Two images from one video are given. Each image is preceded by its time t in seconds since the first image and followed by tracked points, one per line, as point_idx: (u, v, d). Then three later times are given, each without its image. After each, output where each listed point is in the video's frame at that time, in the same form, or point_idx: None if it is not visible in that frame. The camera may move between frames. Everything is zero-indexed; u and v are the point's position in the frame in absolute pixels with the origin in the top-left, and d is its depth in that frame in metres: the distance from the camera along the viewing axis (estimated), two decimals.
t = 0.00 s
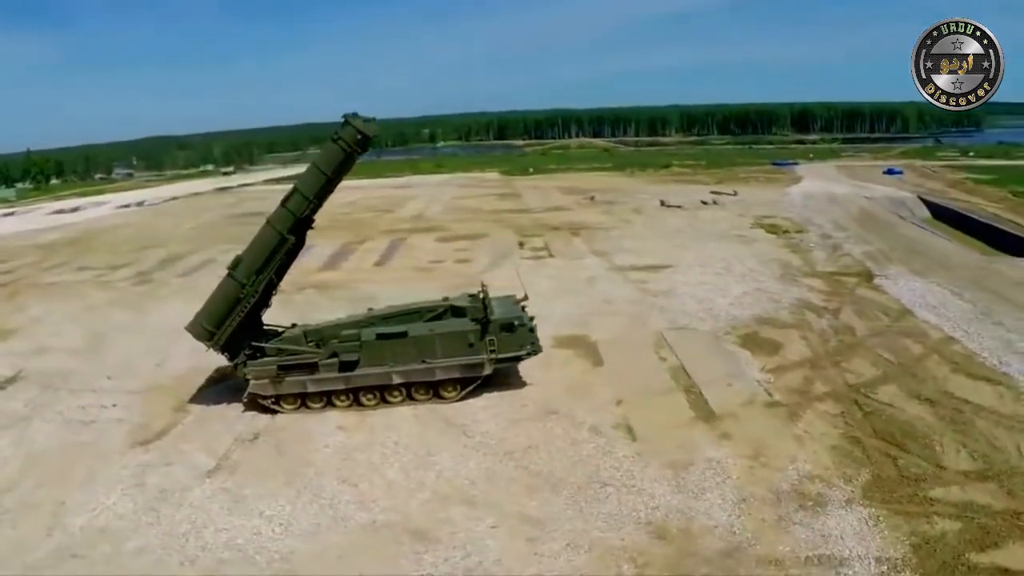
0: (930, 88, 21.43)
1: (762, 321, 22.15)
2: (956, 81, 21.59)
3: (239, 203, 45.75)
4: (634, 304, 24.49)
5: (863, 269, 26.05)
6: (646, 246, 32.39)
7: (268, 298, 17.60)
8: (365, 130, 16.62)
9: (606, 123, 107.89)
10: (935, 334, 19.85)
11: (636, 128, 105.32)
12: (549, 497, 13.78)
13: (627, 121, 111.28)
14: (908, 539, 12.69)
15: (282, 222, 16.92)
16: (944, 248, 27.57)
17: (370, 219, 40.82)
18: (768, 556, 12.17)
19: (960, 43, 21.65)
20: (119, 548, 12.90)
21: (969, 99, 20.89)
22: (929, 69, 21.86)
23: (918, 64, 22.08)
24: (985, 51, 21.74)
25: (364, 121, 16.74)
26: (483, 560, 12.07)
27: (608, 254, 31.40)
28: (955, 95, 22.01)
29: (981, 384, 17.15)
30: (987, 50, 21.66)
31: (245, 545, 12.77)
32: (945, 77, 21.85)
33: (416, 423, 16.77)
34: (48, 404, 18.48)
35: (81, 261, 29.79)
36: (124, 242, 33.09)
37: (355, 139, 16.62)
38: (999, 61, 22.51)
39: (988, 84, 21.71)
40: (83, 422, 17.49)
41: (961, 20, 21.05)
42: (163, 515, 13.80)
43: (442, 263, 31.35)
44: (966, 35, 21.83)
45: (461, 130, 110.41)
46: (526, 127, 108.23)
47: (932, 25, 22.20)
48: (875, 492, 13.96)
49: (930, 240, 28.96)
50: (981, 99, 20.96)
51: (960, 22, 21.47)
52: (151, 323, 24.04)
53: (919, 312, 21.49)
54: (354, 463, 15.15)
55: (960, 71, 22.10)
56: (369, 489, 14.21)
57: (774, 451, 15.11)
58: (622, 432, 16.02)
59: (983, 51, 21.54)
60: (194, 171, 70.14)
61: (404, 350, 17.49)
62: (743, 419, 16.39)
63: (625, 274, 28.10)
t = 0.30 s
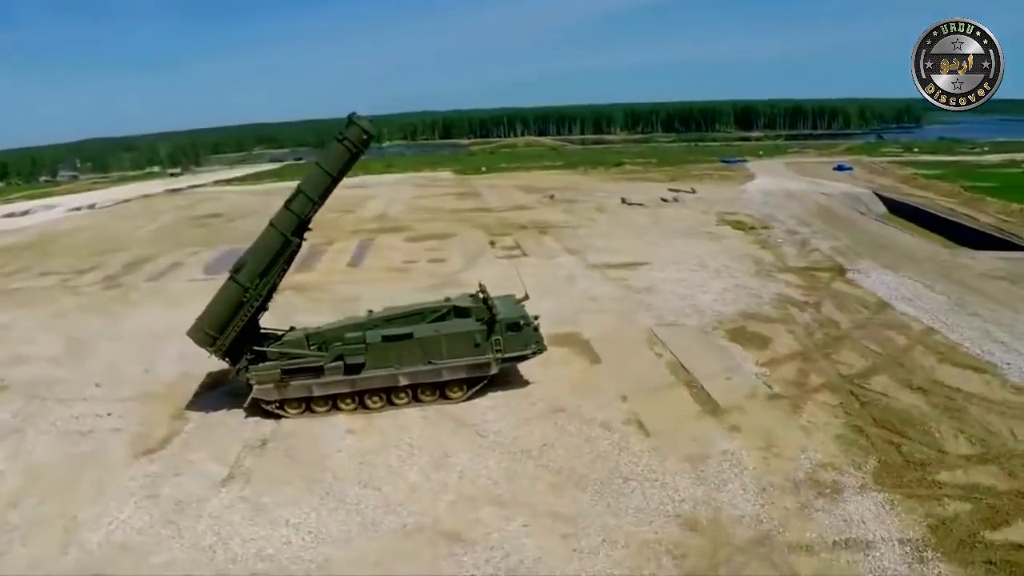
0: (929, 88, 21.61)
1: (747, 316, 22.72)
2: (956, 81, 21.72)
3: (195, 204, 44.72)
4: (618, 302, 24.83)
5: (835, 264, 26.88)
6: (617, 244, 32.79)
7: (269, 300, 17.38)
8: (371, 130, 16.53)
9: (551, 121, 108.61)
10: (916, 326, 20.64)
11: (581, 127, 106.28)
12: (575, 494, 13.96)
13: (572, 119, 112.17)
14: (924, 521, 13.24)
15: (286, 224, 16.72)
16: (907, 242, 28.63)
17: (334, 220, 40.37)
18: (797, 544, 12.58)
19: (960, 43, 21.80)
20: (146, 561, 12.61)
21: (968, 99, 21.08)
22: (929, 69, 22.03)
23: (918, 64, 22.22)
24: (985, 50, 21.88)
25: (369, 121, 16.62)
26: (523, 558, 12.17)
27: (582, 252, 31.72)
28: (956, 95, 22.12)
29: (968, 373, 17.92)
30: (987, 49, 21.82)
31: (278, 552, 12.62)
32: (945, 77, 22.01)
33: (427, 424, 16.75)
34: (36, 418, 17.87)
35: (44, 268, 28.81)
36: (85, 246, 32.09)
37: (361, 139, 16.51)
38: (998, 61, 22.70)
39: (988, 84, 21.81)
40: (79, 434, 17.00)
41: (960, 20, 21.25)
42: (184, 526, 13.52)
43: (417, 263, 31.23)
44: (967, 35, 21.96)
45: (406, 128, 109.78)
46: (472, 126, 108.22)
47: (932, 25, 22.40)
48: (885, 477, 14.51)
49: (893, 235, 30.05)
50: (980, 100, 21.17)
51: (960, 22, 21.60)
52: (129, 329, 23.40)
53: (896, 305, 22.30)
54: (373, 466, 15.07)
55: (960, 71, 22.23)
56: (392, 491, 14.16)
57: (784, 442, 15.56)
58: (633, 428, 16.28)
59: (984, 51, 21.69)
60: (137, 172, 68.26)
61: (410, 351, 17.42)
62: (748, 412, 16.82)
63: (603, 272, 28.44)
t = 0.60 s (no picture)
0: (930, 89, 21.93)
1: (734, 311, 23.26)
2: (956, 82, 21.93)
3: (152, 203, 43.60)
4: (604, 299, 25.15)
5: (809, 260, 27.65)
6: (591, 242, 33.14)
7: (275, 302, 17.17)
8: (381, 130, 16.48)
9: (500, 120, 108.75)
10: (899, 318, 21.40)
11: (530, 125, 106.75)
12: (601, 489, 14.19)
13: (520, 117, 112.48)
14: (938, 504, 13.85)
15: (295, 224, 16.54)
16: (875, 238, 29.62)
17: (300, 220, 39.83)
18: (823, 529, 13.07)
19: (960, 44, 21.98)
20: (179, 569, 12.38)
21: (968, 101, 21.41)
22: (929, 69, 22.28)
23: (918, 64, 22.43)
24: (985, 50, 22.13)
25: (378, 120, 16.56)
26: (564, 554, 12.33)
27: (558, 251, 31.97)
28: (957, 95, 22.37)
29: (956, 362, 18.67)
30: (987, 49, 22.06)
31: (314, 555, 12.53)
32: (945, 77, 22.28)
33: (440, 424, 16.79)
34: (31, 428, 17.36)
35: (9, 273, 27.84)
36: (47, 250, 31.08)
37: (371, 139, 16.44)
38: (999, 59, 22.90)
39: (987, 84, 22.08)
40: (80, 444, 16.59)
41: (961, 21, 21.40)
42: (210, 533, 13.32)
43: (393, 263, 31.05)
44: (967, 34, 22.11)
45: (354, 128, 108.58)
46: (421, 126, 107.73)
47: (932, 24, 22.52)
48: (893, 463, 15.08)
49: (859, 231, 31.05)
50: (980, 102, 21.51)
51: (961, 22, 21.73)
52: (111, 334, 22.81)
53: (876, 298, 23.09)
54: (394, 467, 15.05)
55: (960, 70, 22.45)
56: (418, 491, 14.17)
57: (793, 432, 16.04)
58: (645, 422, 16.59)
59: (984, 51, 21.93)
60: (81, 172, 66.24)
61: (419, 351, 17.40)
62: (752, 404, 17.28)
63: (583, 269, 28.76)
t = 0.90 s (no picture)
0: (929, 89, 22.23)
1: (722, 307, 23.76)
2: (955, 83, 22.19)
3: (112, 205, 42.51)
4: (592, 296, 25.42)
5: (787, 256, 28.34)
6: (568, 240, 33.42)
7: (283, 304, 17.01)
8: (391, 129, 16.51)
9: (453, 119, 108.58)
10: (883, 311, 22.11)
11: (483, 125, 106.83)
12: (625, 482, 14.44)
13: (472, 115, 112.41)
14: (948, 486, 14.43)
15: (306, 224, 16.42)
16: (846, 235, 30.52)
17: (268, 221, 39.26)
18: (845, 515, 13.53)
19: (960, 44, 22.15)
20: None
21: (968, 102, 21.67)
22: (928, 69, 22.51)
23: (918, 64, 22.63)
24: (985, 50, 22.33)
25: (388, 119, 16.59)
26: (601, 547, 12.53)
27: (536, 249, 32.17)
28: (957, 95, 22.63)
29: (944, 352, 19.39)
30: (987, 49, 22.26)
31: (351, 557, 12.50)
32: (945, 77, 22.53)
33: (453, 423, 16.85)
34: (30, 437, 16.90)
35: None
36: (13, 255, 30.14)
37: (382, 138, 16.46)
38: (999, 58, 23.04)
39: (988, 84, 22.26)
40: (86, 453, 16.23)
41: (961, 22, 21.56)
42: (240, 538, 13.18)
43: (373, 263, 30.86)
44: (967, 34, 22.25)
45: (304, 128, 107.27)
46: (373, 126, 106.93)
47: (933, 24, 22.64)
48: (900, 449, 15.64)
49: (829, 227, 31.96)
50: (979, 102, 21.76)
51: (960, 22, 21.88)
52: (96, 340, 22.27)
53: (858, 292, 23.81)
54: (416, 467, 15.07)
55: (960, 70, 22.66)
56: (444, 491, 14.21)
57: (801, 423, 16.51)
58: (656, 417, 16.90)
59: (983, 52, 22.15)
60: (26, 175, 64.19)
61: (429, 351, 17.39)
62: (757, 396, 17.72)
63: (566, 268, 29.00)
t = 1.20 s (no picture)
0: (929, 91, 21.98)
1: (710, 303, 24.20)
2: (956, 84, 21.75)
3: (74, 208, 41.48)
4: (581, 294, 25.65)
5: (766, 253, 28.93)
6: (547, 239, 33.62)
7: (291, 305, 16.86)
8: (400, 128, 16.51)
9: (409, 119, 108.14)
10: (868, 306, 22.76)
11: (440, 124, 106.64)
12: (645, 476, 14.68)
13: (429, 114, 112.10)
14: (952, 470, 14.99)
15: (316, 224, 16.30)
16: (819, 231, 31.30)
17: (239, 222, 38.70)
18: (859, 500, 13.97)
19: (960, 44, 21.83)
20: None
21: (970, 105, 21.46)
22: (928, 69, 22.15)
23: (918, 63, 22.31)
24: (985, 50, 21.92)
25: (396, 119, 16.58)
26: (633, 541, 12.72)
27: (517, 248, 32.30)
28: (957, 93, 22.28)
29: (932, 344, 20.05)
30: (988, 49, 21.87)
31: (385, 558, 12.49)
32: (945, 77, 22.19)
33: (465, 423, 16.91)
34: (31, 445, 16.49)
35: None
36: None
37: (391, 137, 16.45)
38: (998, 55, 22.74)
39: (989, 83, 21.91)
40: (92, 460, 15.91)
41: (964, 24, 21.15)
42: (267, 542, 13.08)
43: (354, 264, 30.67)
44: (967, 34, 21.92)
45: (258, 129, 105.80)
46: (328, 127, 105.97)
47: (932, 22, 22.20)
48: (902, 437, 16.17)
49: (802, 224, 32.73)
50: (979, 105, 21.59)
51: (962, 23, 21.46)
52: (83, 345, 21.79)
53: (841, 287, 24.46)
54: (435, 467, 15.10)
55: (960, 70, 22.29)
56: (468, 490, 14.27)
57: (805, 415, 16.95)
58: (664, 412, 17.19)
59: (985, 52, 21.75)
60: None
61: (437, 351, 17.40)
62: (758, 390, 18.12)
63: (549, 266, 29.19)
